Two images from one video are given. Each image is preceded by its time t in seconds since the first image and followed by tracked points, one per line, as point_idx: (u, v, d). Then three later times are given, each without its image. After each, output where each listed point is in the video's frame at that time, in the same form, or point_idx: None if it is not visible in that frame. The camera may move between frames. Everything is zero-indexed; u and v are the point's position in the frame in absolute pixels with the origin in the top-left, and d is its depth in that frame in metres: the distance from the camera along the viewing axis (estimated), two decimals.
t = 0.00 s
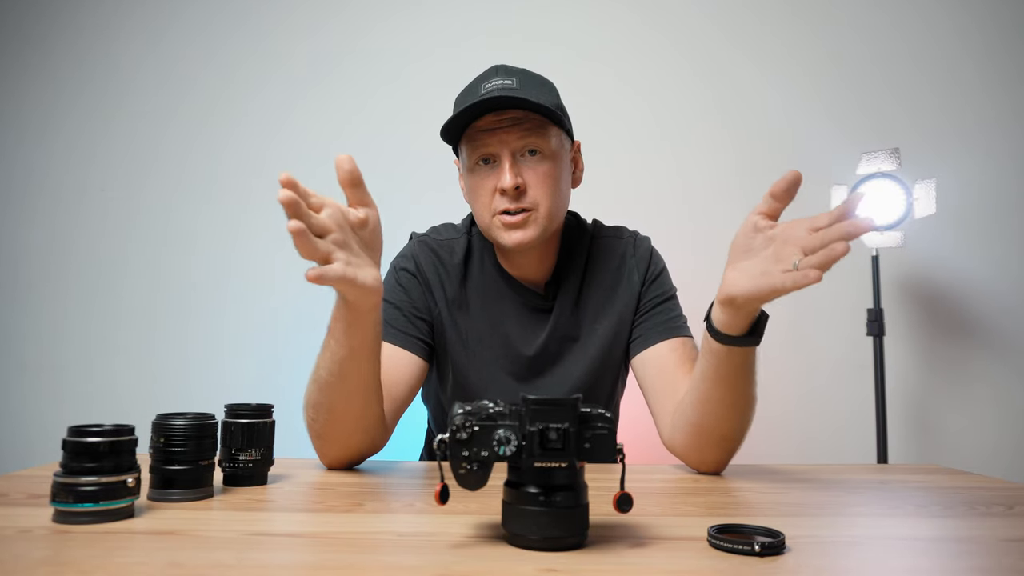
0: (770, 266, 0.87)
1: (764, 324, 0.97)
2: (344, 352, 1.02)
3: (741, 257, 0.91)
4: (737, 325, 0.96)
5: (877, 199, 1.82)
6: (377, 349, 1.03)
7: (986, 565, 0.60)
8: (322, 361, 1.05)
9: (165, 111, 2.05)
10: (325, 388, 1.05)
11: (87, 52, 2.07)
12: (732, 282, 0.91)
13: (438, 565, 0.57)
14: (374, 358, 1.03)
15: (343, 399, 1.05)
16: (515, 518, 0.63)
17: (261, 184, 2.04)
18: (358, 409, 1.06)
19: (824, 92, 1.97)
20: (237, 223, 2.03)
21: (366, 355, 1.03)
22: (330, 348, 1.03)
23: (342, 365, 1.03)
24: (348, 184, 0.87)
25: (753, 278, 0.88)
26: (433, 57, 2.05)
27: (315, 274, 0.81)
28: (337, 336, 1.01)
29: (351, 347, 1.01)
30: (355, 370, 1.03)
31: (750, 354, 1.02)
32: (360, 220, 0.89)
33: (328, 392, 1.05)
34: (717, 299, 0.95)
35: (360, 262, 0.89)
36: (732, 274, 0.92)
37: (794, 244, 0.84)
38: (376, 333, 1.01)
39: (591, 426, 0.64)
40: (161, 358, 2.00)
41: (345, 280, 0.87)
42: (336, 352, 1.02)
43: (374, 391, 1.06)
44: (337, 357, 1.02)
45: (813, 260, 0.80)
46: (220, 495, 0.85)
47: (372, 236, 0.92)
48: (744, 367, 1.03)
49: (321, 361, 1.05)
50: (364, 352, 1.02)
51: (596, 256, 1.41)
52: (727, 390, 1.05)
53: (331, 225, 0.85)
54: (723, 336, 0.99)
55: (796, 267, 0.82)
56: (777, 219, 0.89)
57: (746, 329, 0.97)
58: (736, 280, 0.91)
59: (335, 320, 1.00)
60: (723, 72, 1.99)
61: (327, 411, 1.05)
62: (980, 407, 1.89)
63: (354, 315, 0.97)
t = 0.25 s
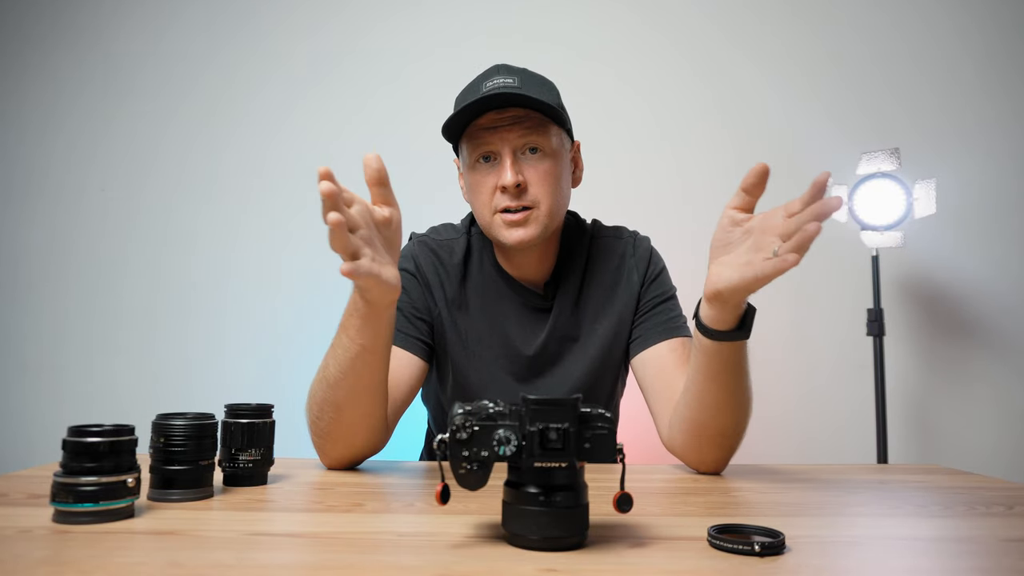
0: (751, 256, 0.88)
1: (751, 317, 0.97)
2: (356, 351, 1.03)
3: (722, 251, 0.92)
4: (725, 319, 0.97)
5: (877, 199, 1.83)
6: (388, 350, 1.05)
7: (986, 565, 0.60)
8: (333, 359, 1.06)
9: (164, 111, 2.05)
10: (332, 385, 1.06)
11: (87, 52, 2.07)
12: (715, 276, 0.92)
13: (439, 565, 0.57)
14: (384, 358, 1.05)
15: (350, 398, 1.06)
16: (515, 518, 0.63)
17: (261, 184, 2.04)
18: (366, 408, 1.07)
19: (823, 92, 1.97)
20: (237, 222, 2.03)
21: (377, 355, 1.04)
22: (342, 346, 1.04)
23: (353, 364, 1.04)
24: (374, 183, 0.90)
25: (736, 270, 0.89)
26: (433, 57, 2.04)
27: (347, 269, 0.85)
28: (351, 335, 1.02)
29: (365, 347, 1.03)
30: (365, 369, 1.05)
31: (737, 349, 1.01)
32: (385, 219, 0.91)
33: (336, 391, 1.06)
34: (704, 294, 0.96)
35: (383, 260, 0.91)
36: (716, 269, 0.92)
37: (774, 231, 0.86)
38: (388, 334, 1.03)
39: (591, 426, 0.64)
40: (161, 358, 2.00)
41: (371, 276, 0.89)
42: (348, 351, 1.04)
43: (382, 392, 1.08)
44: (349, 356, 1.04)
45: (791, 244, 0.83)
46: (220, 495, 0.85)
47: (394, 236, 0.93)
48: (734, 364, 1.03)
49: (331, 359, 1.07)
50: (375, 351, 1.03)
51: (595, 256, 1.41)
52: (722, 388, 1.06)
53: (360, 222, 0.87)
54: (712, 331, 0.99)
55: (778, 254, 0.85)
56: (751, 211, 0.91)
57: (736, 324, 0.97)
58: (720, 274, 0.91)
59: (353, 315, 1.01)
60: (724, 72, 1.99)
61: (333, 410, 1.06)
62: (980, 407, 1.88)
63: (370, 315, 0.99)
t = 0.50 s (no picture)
0: (732, 253, 0.88)
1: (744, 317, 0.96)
2: (369, 352, 1.03)
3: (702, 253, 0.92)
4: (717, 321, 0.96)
5: (876, 199, 1.83)
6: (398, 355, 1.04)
7: (986, 565, 0.60)
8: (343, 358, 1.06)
9: (165, 111, 2.05)
10: (340, 384, 1.06)
11: (87, 52, 2.07)
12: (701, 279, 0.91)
13: (439, 565, 0.57)
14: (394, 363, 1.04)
15: (358, 398, 1.06)
16: (515, 518, 0.63)
17: (260, 184, 2.04)
18: (372, 410, 1.07)
19: (823, 92, 1.97)
20: (237, 222, 2.03)
21: (387, 358, 1.03)
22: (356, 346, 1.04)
23: (365, 364, 1.04)
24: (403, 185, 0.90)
25: (720, 269, 0.89)
26: (433, 57, 2.05)
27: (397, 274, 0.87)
28: (366, 336, 1.02)
29: (379, 349, 1.02)
30: (375, 371, 1.04)
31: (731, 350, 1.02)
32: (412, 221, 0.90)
33: (344, 390, 1.06)
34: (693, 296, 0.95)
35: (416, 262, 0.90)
36: (700, 272, 0.92)
37: (750, 225, 0.87)
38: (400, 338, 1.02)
39: (591, 426, 0.64)
40: (162, 358, 2.00)
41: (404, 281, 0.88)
42: (361, 351, 1.03)
43: (388, 395, 1.08)
44: (362, 356, 1.03)
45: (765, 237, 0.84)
46: (220, 495, 0.85)
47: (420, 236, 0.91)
48: (729, 364, 1.03)
49: (342, 358, 1.06)
50: (387, 355, 1.03)
51: (595, 256, 1.41)
52: (718, 387, 1.06)
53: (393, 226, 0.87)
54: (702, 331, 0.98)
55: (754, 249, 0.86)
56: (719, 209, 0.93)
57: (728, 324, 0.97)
58: (705, 275, 0.91)
59: (369, 316, 1.00)
60: (724, 71, 1.98)
61: (340, 409, 1.06)
62: (980, 407, 1.89)
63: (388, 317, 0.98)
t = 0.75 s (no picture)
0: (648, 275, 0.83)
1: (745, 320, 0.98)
2: (395, 353, 1.03)
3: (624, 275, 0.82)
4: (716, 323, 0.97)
5: (877, 199, 1.83)
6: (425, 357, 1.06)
7: (986, 565, 0.60)
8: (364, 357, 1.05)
9: (165, 111, 2.05)
10: (356, 384, 1.06)
11: (88, 52, 2.07)
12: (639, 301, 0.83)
13: (439, 565, 0.57)
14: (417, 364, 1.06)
15: (373, 398, 1.06)
16: (515, 518, 0.63)
17: (260, 184, 2.04)
18: (388, 410, 1.08)
19: (823, 92, 1.97)
20: (237, 222, 2.03)
21: (410, 362, 1.04)
22: (382, 345, 1.03)
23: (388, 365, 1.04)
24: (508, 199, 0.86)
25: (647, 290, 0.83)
26: (433, 57, 2.05)
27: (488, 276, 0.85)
28: (398, 336, 1.01)
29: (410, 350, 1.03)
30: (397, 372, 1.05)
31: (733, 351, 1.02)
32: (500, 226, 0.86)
33: (359, 389, 1.06)
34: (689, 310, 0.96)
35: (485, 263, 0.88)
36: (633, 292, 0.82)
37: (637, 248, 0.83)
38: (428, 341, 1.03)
39: (591, 426, 0.64)
40: (162, 358, 2.00)
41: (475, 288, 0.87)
42: (385, 351, 1.03)
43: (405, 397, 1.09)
44: (384, 357, 1.03)
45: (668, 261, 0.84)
46: (220, 495, 0.85)
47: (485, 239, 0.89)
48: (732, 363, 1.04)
49: (361, 356, 1.05)
50: (411, 360, 1.04)
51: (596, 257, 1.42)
52: (718, 387, 1.06)
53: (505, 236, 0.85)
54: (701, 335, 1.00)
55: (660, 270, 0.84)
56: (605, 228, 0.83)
57: (728, 325, 0.98)
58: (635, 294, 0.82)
59: (401, 317, 0.99)
60: (724, 71, 1.98)
61: (352, 408, 1.06)
62: (980, 407, 1.89)
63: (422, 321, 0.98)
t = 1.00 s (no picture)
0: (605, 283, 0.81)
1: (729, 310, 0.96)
2: (377, 362, 1.01)
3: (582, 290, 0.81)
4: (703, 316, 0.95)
5: (877, 198, 1.83)
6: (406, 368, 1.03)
7: (986, 565, 0.60)
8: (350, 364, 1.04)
9: (165, 111, 2.05)
10: (345, 390, 1.06)
11: (88, 53, 2.07)
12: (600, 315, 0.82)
13: (439, 565, 0.57)
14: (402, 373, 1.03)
15: (362, 404, 1.05)
16: (515, 518, 0.63)
17: (260, 183, 2.04)
18: (375, 417, 1.07)
19: (824, 92, 1.97)
20: (237, 222, 2.03)
21: (393, 370, 1.02)
22: (364, 354, 1.02)
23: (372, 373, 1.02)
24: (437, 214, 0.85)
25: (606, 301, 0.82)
26: (433, 56, 2.05)
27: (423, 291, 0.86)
28: (377, 346, 1.00)
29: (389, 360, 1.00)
30: (381, 380, 1.03)
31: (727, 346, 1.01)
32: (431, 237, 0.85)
33: (349, 394, 1.05)
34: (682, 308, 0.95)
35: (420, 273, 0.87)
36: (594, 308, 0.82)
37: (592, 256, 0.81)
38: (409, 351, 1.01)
39: (591, 426, 0.64)
40: (163, 358, 2.01)
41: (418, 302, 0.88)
42: (368, 360, 1.02)
43: (392, 404, 1.07)
44: (369, 365, 1.02)
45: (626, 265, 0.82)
46: (220, 495, 0.85)
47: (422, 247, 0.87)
48: (724, 361, 1.03)
49: (348, 362, 1.05)
50: (392, 367, 1.01)
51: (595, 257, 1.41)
52: (716, 386, 1.06)
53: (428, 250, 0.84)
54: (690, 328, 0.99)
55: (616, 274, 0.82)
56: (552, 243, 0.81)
57: (713, 315, 0.96)
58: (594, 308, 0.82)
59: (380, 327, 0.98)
60: (725, 71, 1.99)
61: (342, 413, 1.06)
62: (980, 406, 1.89)
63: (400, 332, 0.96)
